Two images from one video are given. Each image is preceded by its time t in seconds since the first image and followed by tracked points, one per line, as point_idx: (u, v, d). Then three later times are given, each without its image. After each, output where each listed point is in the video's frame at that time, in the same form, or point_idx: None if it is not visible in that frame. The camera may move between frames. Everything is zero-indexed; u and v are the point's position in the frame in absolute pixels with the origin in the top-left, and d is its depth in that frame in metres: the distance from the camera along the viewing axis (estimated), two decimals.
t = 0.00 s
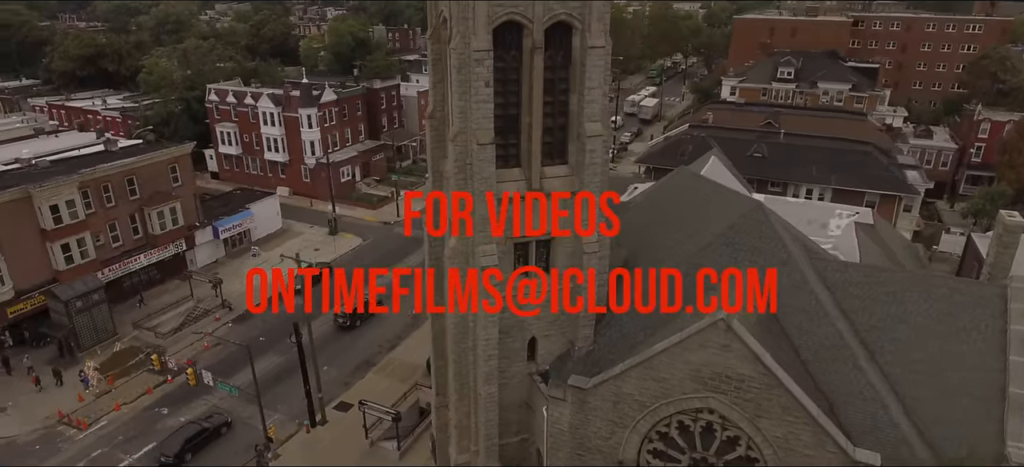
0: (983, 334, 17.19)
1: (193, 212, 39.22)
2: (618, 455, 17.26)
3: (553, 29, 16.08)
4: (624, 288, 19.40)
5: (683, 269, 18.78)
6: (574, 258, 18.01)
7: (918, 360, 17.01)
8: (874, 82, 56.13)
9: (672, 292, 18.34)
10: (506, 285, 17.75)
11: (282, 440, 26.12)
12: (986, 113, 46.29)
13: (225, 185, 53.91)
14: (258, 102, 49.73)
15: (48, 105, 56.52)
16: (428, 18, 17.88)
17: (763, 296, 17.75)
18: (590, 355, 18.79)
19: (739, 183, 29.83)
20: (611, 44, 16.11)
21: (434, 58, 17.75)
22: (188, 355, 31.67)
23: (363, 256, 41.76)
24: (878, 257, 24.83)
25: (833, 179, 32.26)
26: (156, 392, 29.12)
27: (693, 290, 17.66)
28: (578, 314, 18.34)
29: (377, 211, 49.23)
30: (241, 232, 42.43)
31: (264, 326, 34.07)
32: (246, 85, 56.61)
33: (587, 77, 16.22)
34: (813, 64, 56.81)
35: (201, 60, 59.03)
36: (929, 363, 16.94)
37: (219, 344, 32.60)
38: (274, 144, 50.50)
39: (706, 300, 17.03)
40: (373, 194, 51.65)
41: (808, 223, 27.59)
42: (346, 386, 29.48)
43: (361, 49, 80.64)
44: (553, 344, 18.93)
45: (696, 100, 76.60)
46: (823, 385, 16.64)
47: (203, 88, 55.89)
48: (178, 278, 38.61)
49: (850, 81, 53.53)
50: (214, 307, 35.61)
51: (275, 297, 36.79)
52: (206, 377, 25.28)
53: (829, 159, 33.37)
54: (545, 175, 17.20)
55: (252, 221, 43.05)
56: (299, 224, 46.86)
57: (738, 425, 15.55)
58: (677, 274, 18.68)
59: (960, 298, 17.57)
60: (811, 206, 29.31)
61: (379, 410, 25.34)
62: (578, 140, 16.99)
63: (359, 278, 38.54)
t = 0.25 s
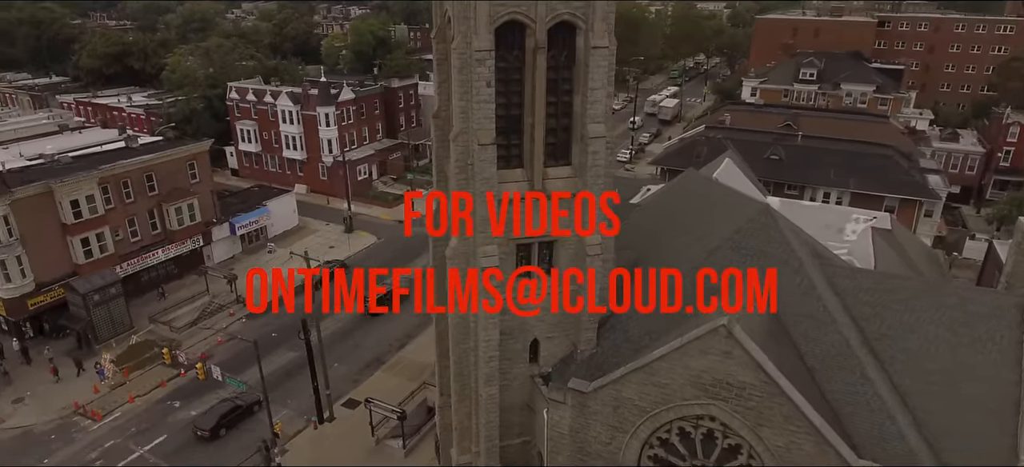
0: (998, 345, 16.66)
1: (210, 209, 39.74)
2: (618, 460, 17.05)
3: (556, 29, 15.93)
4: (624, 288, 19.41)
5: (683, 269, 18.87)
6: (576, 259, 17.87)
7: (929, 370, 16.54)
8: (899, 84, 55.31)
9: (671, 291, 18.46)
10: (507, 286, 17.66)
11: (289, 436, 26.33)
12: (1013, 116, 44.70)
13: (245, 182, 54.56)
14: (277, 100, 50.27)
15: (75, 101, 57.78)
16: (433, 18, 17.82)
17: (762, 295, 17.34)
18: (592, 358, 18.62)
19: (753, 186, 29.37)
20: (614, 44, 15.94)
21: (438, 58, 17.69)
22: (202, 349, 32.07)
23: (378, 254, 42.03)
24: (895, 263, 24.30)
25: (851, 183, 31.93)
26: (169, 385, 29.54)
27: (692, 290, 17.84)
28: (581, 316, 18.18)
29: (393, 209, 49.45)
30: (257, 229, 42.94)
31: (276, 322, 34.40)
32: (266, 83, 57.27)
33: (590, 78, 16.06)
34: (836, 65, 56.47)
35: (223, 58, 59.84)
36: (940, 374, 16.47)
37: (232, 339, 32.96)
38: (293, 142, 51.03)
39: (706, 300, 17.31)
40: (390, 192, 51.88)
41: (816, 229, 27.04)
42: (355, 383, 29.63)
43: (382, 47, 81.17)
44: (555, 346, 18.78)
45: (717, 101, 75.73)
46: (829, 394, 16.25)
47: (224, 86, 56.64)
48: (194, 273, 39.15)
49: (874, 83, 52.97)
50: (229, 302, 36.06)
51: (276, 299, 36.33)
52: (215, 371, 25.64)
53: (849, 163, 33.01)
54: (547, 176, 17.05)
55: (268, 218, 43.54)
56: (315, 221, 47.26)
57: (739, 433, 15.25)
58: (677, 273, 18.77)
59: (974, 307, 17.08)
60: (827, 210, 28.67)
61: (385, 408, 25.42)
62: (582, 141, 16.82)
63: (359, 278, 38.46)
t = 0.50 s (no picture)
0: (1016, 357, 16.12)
1: (230, 204, 40.27)
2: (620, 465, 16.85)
3: (562, 28, 15.79)
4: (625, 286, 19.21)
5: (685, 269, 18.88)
6: (581, 260, 17.75)
7: (942, 382, 16.05)
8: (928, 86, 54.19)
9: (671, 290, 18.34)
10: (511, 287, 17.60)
11: (299, 431, 26.58)
12: None
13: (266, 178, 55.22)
14: (298, 97, 50.80)
15: (104, 97, 59.09)
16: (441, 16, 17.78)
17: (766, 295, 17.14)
18: (596, 361, 18.45)
19: (769, 189, 28.90)
20: (621, 44, 15.73)
21: (445, 57, 17.63)
22: (217, 342, 32.54)
23: (394, 251, 42.25)
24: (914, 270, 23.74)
25: (873, 187, 31.50)
26: (184, 377, 30.03)
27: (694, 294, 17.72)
28: (585, 317, 18.04)
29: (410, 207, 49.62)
30: (276, 225, 43.46)
31: (291, 317, 34.73)
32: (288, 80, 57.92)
33: (596, 78, 15.88)
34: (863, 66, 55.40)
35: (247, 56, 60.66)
36: (954, 386, 15.98)
37: (248, 333, 33.39)
38: (313, 138, 51.51)
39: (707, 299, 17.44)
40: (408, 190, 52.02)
41: (831, 236, 26.31)
42: (366, 380, 29.80)
43: (404, 46, 81.59)
44: (559, 348, 18.64)
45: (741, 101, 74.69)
46: (836, 404, 15.85)
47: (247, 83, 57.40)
48: (213, 267, 39.75)
49: (901, 84, 51.97)
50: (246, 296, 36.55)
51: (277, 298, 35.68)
52: (225, 365, 26.03)
53: (869, 166, 32.65)
54: (552, 177, 16.92)
55: (286, 214, 44.02)
56: (333, 218, 47.70)
57: (741, 441, 14.95)
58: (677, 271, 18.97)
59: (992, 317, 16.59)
60: (847, 214, 27.89)
61: (393, 406, 25.52)
62: (587, 142, 16.66)
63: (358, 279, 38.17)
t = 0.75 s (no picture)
0: None
1: (247, 200, 40.76)
2: None
3: (566, 27, 15.62)
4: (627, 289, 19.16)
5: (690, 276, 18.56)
6: (584, 263, 17.59)
7: (955, 393, 15.58)
8: (957, 88, 53.02)
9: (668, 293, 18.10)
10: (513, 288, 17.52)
11: (307, 427, 26.79)
12: None
13: (286, 175, 55.82)
14: (318, 95, 51.28)
15: (131, 94, 60.28)
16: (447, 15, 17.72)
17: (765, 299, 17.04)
18: (599, 364, 18.26)
19: (785, 192, 28.43)
20: (626, 43, 15.51)
21: (451, 56, 17.58)
22: (231, 336, 32.97)
23: (408, 249, 42.37)
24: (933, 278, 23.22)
25: (892, 191, 31.25)
26: (198, 370, 30.47)
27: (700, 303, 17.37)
28: (588, 319, 17.89)
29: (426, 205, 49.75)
30: (292, 221, 43.94)
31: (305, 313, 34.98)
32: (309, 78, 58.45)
33: (600, 78, 15.70)
34: (889, 67, 55.16)
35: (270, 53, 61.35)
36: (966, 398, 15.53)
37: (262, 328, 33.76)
38: (332, 136, 51.96)
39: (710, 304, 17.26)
40: (425, 188, 52.18)
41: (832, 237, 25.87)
42: (376, 376, 29.92)
43: (426, 44, 81.83)
44: (562, 350, 18.49)
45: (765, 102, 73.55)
46: (842, 413, 15.46)
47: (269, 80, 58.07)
48: (231, 262, 40.29)
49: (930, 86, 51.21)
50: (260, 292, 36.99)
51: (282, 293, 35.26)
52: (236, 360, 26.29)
53: (891, 169, 32.45)
54: (555, 177, 16.78)
55: (303, 210, 44.48)
56: (350, 215, 48.05)
57: (741, 448, 14.67)
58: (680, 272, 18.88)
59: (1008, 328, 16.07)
60: (864, 218, 27.29)
61: (399, 404, 25.56)
62: (591, 142, 16.48)
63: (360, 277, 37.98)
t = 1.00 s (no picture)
0: None
1: (263, 197, 41.18)
2: None
3: (569, 27, 15.45)
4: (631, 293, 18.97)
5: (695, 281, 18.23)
6: (587, 265, 17.42)
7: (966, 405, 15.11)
8: (985, 89, 52.23)
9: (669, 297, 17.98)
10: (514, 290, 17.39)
11: (314, 424, 26.95)
12: None
13: (304, 172, 56.28)
14: (335, 94, 51.66)
15: (155, 91, 61.32)
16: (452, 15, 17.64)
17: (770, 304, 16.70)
18: (601, 367, 18.07)
19: (800, 196, 27.89)
20: (629, 44, 15.30)
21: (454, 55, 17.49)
22: (243, 332, 33.33)
23: (421, 248, 42.46)
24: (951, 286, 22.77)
25: (911, 196, 31.05)
26: (210, 365, 30.85)
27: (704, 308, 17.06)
28: (589, 322, 17.70)
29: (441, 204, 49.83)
30: (307, 219, 44.31)
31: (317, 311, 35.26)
32: (328, 77, 58.90)
33: (603, 78, 15.51)
34: (914, 68, 54.35)
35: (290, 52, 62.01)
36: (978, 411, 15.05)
37: (274, 324, 34.08)
38: (349, 135, 52.29)
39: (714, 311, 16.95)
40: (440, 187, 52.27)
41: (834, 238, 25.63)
42: (384, 375, 30.01)
43: (446, 43, 81.99)
44: (564, 353, 18.33)
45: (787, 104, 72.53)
46: (848, 424, 15.08)
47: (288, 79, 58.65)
48: (246, 258, 40.75)
49: (957, 88, 50.49)
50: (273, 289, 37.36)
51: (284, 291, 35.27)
52: (244, 356, 26.56)
53: (913, 174, 32.25)
54: (557, 179, 16.61)
55: (318, 208, 44.82)
56: (365, 213, 48.32)
57: (740, 457, 14.40)
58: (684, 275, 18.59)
59: None
60: (880, 223, 26.70)
61: (405, 403, 25.57)
62: (594, 144, 16.29)
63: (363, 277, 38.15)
